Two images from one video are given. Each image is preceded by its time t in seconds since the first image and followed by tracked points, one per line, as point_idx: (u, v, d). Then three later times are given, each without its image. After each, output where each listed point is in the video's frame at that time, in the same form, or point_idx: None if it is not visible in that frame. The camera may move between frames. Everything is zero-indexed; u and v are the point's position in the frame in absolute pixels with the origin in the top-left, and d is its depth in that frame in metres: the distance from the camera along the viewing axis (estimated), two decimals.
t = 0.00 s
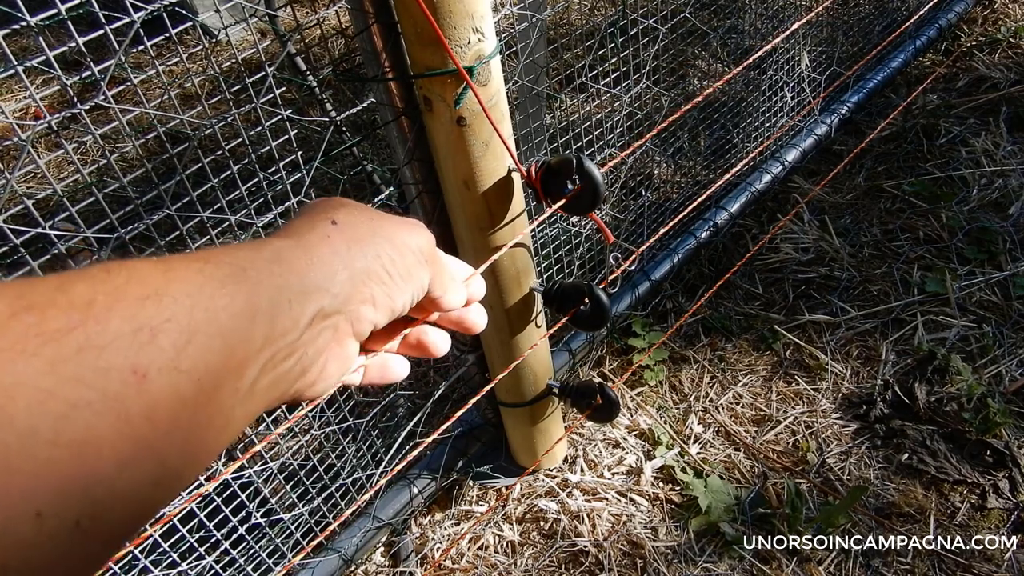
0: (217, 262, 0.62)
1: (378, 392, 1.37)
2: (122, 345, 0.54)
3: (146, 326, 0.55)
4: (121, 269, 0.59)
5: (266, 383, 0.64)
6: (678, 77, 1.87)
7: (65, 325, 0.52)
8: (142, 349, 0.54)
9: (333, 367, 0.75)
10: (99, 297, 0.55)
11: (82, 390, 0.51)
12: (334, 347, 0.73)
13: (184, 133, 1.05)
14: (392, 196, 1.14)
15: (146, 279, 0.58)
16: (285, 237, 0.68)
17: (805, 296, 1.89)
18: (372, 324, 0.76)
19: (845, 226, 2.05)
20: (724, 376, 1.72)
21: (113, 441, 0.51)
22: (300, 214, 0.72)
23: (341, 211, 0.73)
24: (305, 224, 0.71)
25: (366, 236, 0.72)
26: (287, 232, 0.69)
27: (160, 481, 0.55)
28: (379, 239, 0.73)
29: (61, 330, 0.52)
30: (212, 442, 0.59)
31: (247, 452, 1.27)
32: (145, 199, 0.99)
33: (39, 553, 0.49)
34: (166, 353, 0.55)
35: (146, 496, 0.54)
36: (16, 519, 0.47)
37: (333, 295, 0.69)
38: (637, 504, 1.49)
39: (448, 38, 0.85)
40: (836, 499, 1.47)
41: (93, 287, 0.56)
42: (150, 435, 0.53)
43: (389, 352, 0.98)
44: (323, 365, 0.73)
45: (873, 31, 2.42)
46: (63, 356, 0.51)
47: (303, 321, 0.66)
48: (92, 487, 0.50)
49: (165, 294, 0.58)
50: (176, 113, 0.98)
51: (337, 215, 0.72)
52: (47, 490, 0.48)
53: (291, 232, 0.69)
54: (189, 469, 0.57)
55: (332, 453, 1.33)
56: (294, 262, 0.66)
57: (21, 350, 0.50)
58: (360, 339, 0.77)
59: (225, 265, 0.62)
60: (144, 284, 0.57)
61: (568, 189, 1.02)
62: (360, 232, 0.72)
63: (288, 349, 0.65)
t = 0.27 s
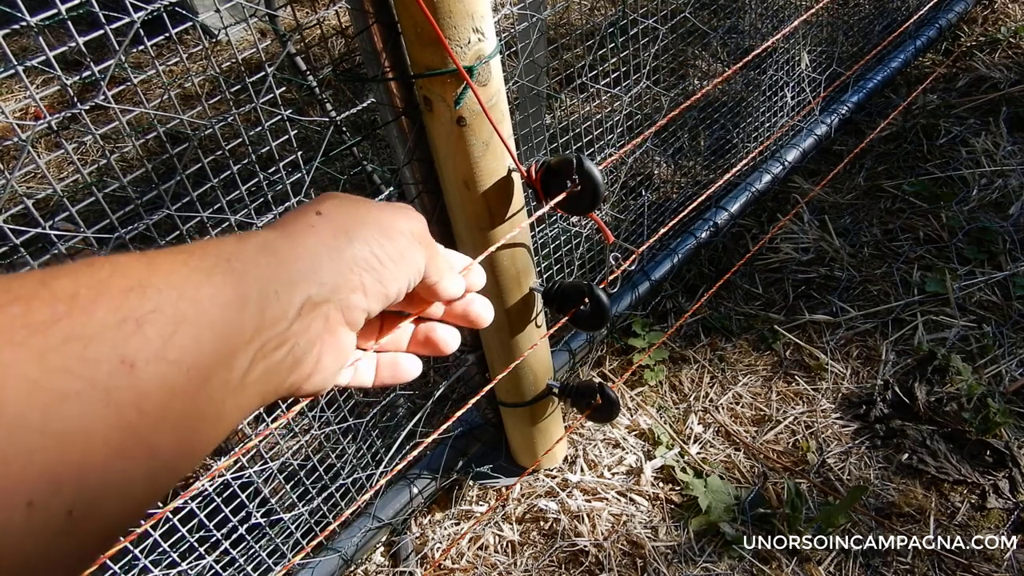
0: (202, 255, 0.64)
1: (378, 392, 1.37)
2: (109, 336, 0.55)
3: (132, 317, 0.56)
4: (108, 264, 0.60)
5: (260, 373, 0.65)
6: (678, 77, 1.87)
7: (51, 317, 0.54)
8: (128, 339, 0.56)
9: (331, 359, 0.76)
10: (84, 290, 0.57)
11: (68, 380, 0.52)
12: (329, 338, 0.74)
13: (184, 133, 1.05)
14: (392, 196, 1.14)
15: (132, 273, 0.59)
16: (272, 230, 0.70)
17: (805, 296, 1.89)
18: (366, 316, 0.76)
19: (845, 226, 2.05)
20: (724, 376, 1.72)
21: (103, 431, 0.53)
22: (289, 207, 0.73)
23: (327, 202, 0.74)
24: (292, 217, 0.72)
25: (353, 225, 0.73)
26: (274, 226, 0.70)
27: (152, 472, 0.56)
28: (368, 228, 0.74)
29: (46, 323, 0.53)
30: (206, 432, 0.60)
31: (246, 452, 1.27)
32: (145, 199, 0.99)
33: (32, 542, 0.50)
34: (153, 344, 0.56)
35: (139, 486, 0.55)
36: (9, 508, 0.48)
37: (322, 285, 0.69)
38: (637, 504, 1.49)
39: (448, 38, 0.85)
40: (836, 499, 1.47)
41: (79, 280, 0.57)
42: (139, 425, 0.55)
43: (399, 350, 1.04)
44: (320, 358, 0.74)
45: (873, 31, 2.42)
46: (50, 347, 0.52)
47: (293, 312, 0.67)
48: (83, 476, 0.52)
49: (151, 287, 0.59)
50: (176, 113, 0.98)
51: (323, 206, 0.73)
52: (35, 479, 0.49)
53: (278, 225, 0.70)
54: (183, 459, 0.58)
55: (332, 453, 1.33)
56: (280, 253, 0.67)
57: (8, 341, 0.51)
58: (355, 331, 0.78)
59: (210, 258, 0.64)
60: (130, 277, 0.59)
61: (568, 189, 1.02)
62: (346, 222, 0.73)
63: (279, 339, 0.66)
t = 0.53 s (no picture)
0: (203, 246, 0.64)
1: (378, 392, 1.37)
2: (112, 326, 0.55)
3: (135, 307, 0.57)
4: (107, 257, 0.60)
5: (262, 365, 0.66)
6: (678, 77, 1.87)
7: (53, 307, 0.53)
8: (132, 329, 0.55)
9: (331, 351, 0.76)
10: (85, 282, 0.56)
11: (72, 368, 0.51)
12: (330, 330, 0.74)
13: (184, 133, 1.05)
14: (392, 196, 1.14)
15: (132, 265, 0.59)
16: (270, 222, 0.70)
17: (805, 296, 1.89)
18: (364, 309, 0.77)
19: (845, 226, 2.05)
20: (724, 376, 1.72)
21: (107, 420, 0.52)
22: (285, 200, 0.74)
23: (322, 194, 0.75)
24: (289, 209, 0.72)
25: (350, 215, 0.74)
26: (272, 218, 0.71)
27: (153, 463, 0.56)
28: (365, 216, 0.74)
29: (49, 313, 0.53)
30: (207, 425, 0.60)
31: (246, 452, 1.27)
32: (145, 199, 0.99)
33: (34, 538, 0.49)
34: (156, 334, 0.56)
35: (141, 479, 0.55)
36: (12, 501, 0.48)
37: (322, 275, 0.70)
38: (637, 504, 1.49)
39: (448, 38, 0.85)
40: (836, 499, 1.47)
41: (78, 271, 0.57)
42: (142, 415, 0.54)
43: (402, 349, 1.05)
44: (321, 350, 0.74)
45: (873, 31, 2.42)
46: (54, 336, 0.52)
47: (294, 303, 0.68)
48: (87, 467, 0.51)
49: (154, 278, 0.59)
50: (176, 113, 0.98)
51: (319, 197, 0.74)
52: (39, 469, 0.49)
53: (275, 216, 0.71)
54: (184, 452, 0.58)
55: (333, 453, 1.33)
56: (279, 244, 0.68)
57: (10, 331, 0.51)
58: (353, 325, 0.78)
59: (212, 249, 0.64)
60: (131, 269, 0.59)
61: (568, 190, 1.02)
62: (343, 211, 0.73)
63: (280, 331, 0.67)
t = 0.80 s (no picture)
0: (209, 253, 0.65)
1: (378, 392, 1.37)
2: (117, 333, 0.56)
3: (141, 315, 0.58)
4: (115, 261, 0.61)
5: (261, 372, 0.67)
6: (678, 77, 1.87)
7: (60, 314, 0.54)
8: (137, 337, 0.57)
9: (329, 356, 0.78)
10: (93, 288, 0.57)
11: (75, 376, 0.53)
12: (327, 337, 0.76)
13: (184, 133, 1.05)
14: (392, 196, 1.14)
15: (140, 272, 0.60)
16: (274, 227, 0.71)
17: (805, 296, 1.89)
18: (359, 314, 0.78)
19: (845, 226, 2.05)
20: (724, 376, 1.72)
21: (110, 426, 0.53)
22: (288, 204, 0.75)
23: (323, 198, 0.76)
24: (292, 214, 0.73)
25: (351, 217, 0.74)
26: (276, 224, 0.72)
27: (156, 469, 0.57)
28: (366, 219, 0.75)
29: (56, 319, 0.54)
30: (209, 430, 0.61)
31: (247, 452, 1.28)
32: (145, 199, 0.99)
33: (39, 541, 0.50)
34: (160, 342, 0.57)
35: (142, 483, 0.56)
36: (11, 504, 0.48)
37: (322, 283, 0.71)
38: (637, 504, 1.49)
39: (448, 38, 0.85)
40: (836, 499, 1.47)
41: (85, 277, 0.58)
42: (145, 422, 0.55)
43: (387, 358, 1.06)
44: (318, 355, 0.76)
45: (874, 31, 2.42)
46: (60, 344, 0.53)
47: (295, 309, 0.69)
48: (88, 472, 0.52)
49: (160, 285, 0.60)
50: (176, 113, 0.97)
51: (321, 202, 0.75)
52: (42, 474, 0.49)
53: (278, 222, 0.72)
54: (185, 457, 0.59)
55: (333, 453, 1.33)
56: (283, 250, 0.69)
57: (17, 337, 0.52)
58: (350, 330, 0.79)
59: (218, 255, 0.65)
60: (139, 275, 0.60)
61: (568, 190, 1.02)
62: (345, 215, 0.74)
63: (281, 337, 0.68)
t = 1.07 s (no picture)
0: (211, 253, 0.64)
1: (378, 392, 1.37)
2: (116, 336, 0.55)
3: (140, 317, 0.56)
4: (113, 260, 0.60)
5: (263, 374, 0.66)
6: (678, 77, 1.87)
7: (56, 316, 0.53)
8: (136, 340, 0.56)
9: (328, 356, 0.77)
10: (90, 288, 0.56)
11: (72, 379, 0.52)
12: (328, 337, 0.75)
13: (184, 133, 1.05)
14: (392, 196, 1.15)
15: (139, 271, 0.59)
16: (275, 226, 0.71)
17: (805, 296, 1.89)
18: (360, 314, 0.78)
19: (845, 226, 2.05)
20: (724, 376, 1.72)
21: (109, 431, 0.52)
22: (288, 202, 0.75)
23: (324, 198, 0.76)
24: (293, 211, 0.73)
25: (350, 217, 0.74)
26: (277, 223, 0.71)
27: (153, 473, 0.56)
28: (366, 218, 0.75)
29: (51, 322, 0.53)
30: (208, 434, 0.60)
31: (247, 452, 1.28)
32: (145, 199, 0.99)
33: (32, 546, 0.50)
34: (160, 345, 0.56)
35: (139, 488, 0.55)
36: (8, 507, 0.48)
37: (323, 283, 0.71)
38: (637, 504, 1.49)
39: (448, 38, 0.85)
40: (836, 499, 1.47)
41: (83, 275, 0.57)
42: (143, 427, 0.54)
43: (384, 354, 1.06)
44: (319, 355, 0.75)
45: (873, 31, 2.42)
46: (56, 347, 0.52)
47: (298, 311, 0.69)
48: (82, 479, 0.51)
49: (159, 286, 0.59)
50: (176, 113, 0.97)
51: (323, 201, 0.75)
52: (38, 481, 0.49)
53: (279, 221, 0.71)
54: (183, 461, 0.59)
55: (333, 453, 1.33)
56: (285, 249, 0.68)
57: (12, 340, 0.50)
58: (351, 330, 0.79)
59: (219, 255, 0.64)
60: (139, 275, 0.59)
61: (568, 190, 1.02)
62: (346, 215, 0.74)
63: (284, 339, 0.68)
